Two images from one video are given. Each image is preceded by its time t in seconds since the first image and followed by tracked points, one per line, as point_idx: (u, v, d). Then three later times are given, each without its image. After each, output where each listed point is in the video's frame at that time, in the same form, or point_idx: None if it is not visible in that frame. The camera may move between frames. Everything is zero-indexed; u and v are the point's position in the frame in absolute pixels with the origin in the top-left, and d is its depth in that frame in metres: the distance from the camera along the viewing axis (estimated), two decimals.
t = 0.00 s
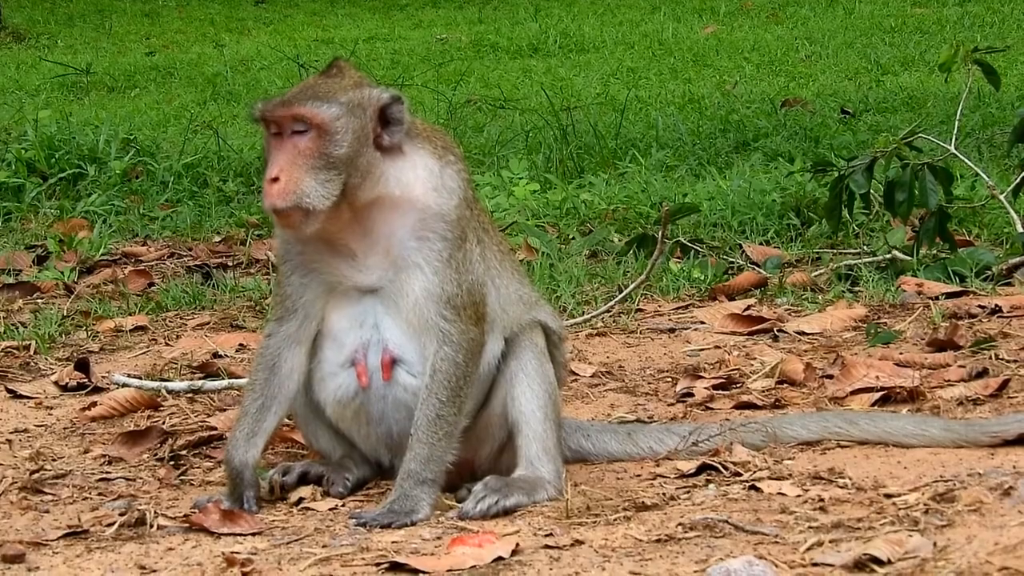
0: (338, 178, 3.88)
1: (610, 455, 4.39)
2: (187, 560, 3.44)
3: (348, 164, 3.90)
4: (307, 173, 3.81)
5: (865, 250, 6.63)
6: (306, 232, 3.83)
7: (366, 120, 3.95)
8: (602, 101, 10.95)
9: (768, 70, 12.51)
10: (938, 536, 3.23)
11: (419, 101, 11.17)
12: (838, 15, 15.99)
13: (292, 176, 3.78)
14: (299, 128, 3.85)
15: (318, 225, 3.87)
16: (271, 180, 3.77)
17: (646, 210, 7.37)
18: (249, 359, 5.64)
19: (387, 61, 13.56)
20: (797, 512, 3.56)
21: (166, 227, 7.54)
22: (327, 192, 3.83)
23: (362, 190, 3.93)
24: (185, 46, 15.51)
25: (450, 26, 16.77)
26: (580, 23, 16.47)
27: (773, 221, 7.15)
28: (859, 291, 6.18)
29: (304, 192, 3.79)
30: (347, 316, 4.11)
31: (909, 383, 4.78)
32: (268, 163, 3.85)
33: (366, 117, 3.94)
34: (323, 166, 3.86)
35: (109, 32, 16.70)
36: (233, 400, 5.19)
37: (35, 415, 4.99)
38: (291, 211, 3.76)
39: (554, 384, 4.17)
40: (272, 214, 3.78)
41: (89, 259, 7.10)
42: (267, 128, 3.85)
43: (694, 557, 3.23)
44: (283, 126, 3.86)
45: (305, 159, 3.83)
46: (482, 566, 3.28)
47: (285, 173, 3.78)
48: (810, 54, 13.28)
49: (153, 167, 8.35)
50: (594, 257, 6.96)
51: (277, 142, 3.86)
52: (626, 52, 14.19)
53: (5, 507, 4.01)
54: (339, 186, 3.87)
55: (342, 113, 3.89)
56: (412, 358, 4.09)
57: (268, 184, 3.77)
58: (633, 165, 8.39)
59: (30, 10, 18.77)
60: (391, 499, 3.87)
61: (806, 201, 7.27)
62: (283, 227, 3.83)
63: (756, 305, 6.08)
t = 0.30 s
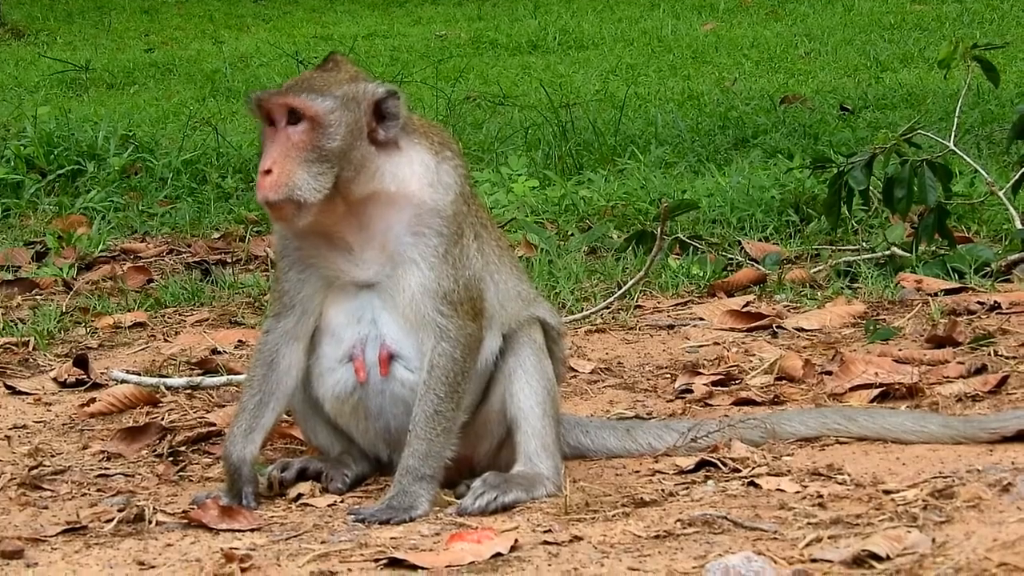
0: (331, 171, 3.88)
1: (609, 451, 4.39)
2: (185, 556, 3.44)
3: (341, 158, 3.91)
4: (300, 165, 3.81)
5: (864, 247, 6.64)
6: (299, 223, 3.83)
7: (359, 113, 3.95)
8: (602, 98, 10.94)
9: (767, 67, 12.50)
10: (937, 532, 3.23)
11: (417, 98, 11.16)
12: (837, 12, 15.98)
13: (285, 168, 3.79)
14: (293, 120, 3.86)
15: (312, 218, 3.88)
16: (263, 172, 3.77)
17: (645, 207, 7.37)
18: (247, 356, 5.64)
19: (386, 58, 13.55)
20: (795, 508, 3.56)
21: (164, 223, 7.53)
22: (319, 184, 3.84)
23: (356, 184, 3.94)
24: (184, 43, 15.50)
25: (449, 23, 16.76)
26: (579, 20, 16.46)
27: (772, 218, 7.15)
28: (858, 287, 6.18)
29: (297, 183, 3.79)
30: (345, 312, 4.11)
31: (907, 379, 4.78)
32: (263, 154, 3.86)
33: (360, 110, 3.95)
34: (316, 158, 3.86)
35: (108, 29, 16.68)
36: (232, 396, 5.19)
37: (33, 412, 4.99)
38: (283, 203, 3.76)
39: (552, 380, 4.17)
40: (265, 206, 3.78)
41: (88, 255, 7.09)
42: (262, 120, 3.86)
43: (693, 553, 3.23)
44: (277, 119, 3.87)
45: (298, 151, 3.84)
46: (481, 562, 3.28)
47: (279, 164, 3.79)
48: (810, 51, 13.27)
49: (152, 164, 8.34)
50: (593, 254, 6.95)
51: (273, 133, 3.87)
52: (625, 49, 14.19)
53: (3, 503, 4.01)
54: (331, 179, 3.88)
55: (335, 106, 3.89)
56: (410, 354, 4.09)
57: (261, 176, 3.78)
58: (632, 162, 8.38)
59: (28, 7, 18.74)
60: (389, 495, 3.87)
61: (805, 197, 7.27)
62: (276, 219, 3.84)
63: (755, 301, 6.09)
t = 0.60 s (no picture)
0: (327, 164, 3.89)
1: (609, 446, 4.39)
2: (186, 551, 3.44)
3: (336, 151, 3.91)
4: (295, 158, 3.82)
5: (864, 242, 6.64)
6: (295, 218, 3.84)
7: (356, 107, 3.95)
8: (601, 94, 10.94)
9: (767, 63, 12.49)
10: (937, 527, 3.23)
11: (417, 94, 11.15)
12: (836, 8, 15.96)
13: (280, 161, 3.79)
14: (288, 115, 3.86)
15: (308, 212, 3.88)
16: (260, 165, 3.78)
17: (645, 203, 7.37)
18: (247, 352, 5.64)
19: (386, 54, 13.53)
20: (796, 504, 3.56)
21: (164, 219, 7.53)
22: (313, 177, 3.84)
23: (353, 178, 3.94)
24: (183, 40, 15.48)
25: (449, 19, 16.74)
26: (579, 16, 16.44)
27: (772, 214, 7.14)
28: (858, 283, 6.18)
29: (291, 177, 3.79)
30: (343, 307, 4.11)
31: (907, 375, 4.78)
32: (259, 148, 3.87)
33: (356, 104, 3.96)
34: (312, 152, 3.87)
35: (108, 26, 16.66)
36: (232, 393, 5.19)
37: (33, 408, 4.99)
38: (278, 198, 3.78)
39: (552, 376, 4.16)
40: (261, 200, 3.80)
41: (88, 252, 7.09)
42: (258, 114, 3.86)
43: (693, 549, 3.23)
44: (273, 113, 3.87)
45: (294, 145, 3.84)
46: (481, 558, 3.28)
47: (274, 158, 3.79)
48: (810, 47, 13.26)
49: (151, 160, 8.34)
50: (593, 250, 6.95)
51: (269, 128, 3.87)
52: (624, 45, 14.17)
53: (3, 499, 4.01)
54: (326, 172, 3.88)
55: (331, 99, 3.90)
56: (408, 350, 4.09)
57: (257, 170, 3.79)
58: (632, 158, 8.38)
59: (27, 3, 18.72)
60: (389, 491, 3.88)
61: (804, 194, 7.27)
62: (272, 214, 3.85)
63: (755, 297, 6.09)
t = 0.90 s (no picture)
0: (326, 161, 3.89)
1: (610, 443, 4.39)
2: (187, 549, 3.44)
3: (335, 148, 3.91)
4: (294, 155, 3.83)
5: (864, 238, 6.64)
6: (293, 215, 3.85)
7: (355, 104, 3.96)
8: (601, 91, 10.93)
9: (766, 59, 12.48)
10: (938, 523, 3.23)
11: (417, 91, 11.15)
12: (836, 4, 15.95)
13: (280, 158, 3.80)
14: (288, 111, 3.86)
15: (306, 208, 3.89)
16: (259, 162, 3.78)
17: (645, 199, 7.37)
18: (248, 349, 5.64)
19: (385, 51, 13.53)
20: (796, 500, 3.56)
21: (164, 216, 7.53)
22: (312, 174, 3.85)
23: (352, 175, 3.95)
24: (183, 37, 15.47)
25: (448, 16, 16.74)
26: (578, 13, 16.43)
27: (772, 210, 7.14)
28: (858, 279, 6.18)
29: (291, 173, 3.80)
30: (343, 305, 4.11)
31: (908, 371, 4.78)
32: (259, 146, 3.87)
33: (356, 102, 3.96)
34: (311, 148, 3.87)
35: (107, 23, 16.65)
36: (233, 389, 5.19)
37: (34, 405, 4.99)
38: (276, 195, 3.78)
39: (553, 372, 4.16)
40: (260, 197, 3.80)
41: (88, 249, 7.09)
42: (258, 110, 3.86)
43: (694, 545, 3.23)
44: (273, 109, 3.87)
45: (294, 141, 3.85)
46: (482, 554, 3.28)
47: (274, 155, 3.80)
48: (809, 43, 13.25)
49: (151, 158, 8.34)
50: (593, 246, 6.95)
51: (269, 125, 3.88)
52: (623, 41, 14.17)
53: (4, 497, 4.01)
54: (325, 169, 3.88)
55: (331, 96, 3.90)
56: (409, 347, 4.09)
57: (256, 166, 3.79)
58: (632, 155, 8.38)
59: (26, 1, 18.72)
60: (390, 488, 3.88)
61: (804, 189, 7.26)
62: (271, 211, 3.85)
63: (755, 293, 6.09)
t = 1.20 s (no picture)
0: (326, 156, 3.90)
1: (611, 440, 4.39)
2: (187, 546, 3.44)
3: (336, 144, 3.92)
4: (294, 149, 3.84)
5: (864, 235, 6.63)
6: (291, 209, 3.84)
7: (356, 101, 3.97)
8: (601, 88, 10.93)
9: (766, 56, 12.47)
10: (939, 520, 3.22)
11: (416, 88, 11.14)
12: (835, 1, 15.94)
13: (280, 151, 3.81)
14: (289, 106, 3.87)
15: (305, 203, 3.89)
16: (258, 154, 3.79)
17: (646, 196, 7.36)
18: (248, 347, 5.64)
19: (385, 48, 13.52)
20: (797, 496, 3.56)
21: (165, 214, 7.52)
22: (313, 168, 3.85)
23: (351, 171, 3.95)
24: (183, 35, 15.46)
25: (448, 13, 16.73)
26: (578, 10, 16.42)
27: (772, 206, 7.14)
28: (859, 276, 6.18)
29: (291, 167, 3.80)
30: (342, 302, 4.10)
31: (908, 367, 4.78)
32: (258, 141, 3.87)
33: (356, 98, 3.97)
34: (311, 143, 3.88)
35: (107, 21, 16.64)
36: (233, 387, 5.19)
37: (34, 403, 4.99)
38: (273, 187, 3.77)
39: (553, 369, 4.16)
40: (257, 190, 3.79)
41: (88, 247, 7.09)
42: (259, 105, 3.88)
43: (695, 541, 3.23)
44: (274, 103, 3.89)
45: (294, 136, 3.86)
46: (483, 551, 3.27)
47: (273, 148, 3.80)
48: (809, 39, 13.25)
49: (151, 156, 8.34)
50: (593, 243, 6.95)
51: (269, 120, 3.89)
52: (623, 39, 14.17)
53: (4, 494, 4.00)
54: (325, 164, 3.89)
55: (332, 92, 3.92)
56: (408, 344, 4.08)
57: (255, 159, 3.80)
58: (632, 152, 8.38)
59: None
60: (391, 484, 3.88)
61: (805, 186, 7.26)
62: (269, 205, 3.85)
63: (755, 290, 6.08)
